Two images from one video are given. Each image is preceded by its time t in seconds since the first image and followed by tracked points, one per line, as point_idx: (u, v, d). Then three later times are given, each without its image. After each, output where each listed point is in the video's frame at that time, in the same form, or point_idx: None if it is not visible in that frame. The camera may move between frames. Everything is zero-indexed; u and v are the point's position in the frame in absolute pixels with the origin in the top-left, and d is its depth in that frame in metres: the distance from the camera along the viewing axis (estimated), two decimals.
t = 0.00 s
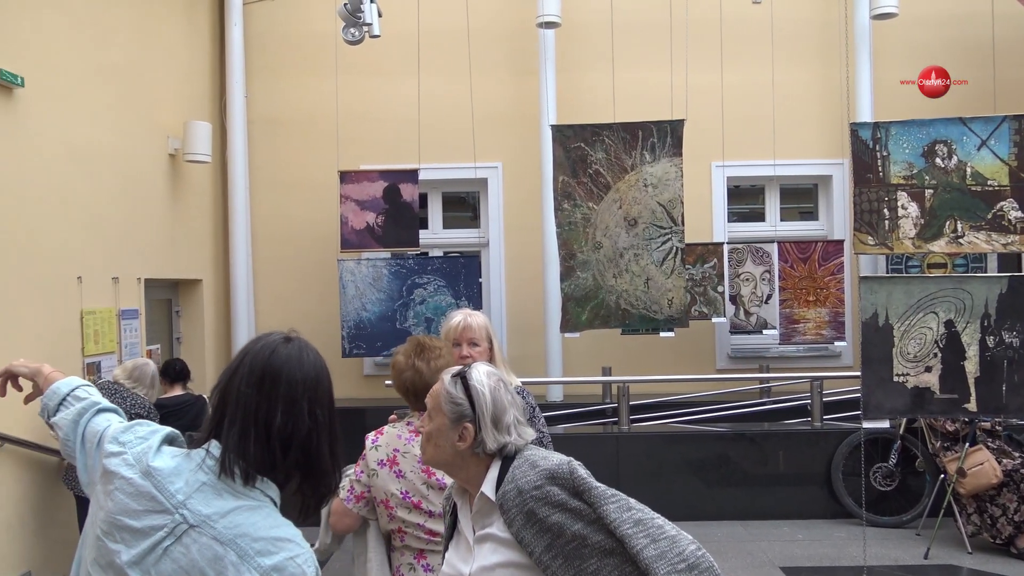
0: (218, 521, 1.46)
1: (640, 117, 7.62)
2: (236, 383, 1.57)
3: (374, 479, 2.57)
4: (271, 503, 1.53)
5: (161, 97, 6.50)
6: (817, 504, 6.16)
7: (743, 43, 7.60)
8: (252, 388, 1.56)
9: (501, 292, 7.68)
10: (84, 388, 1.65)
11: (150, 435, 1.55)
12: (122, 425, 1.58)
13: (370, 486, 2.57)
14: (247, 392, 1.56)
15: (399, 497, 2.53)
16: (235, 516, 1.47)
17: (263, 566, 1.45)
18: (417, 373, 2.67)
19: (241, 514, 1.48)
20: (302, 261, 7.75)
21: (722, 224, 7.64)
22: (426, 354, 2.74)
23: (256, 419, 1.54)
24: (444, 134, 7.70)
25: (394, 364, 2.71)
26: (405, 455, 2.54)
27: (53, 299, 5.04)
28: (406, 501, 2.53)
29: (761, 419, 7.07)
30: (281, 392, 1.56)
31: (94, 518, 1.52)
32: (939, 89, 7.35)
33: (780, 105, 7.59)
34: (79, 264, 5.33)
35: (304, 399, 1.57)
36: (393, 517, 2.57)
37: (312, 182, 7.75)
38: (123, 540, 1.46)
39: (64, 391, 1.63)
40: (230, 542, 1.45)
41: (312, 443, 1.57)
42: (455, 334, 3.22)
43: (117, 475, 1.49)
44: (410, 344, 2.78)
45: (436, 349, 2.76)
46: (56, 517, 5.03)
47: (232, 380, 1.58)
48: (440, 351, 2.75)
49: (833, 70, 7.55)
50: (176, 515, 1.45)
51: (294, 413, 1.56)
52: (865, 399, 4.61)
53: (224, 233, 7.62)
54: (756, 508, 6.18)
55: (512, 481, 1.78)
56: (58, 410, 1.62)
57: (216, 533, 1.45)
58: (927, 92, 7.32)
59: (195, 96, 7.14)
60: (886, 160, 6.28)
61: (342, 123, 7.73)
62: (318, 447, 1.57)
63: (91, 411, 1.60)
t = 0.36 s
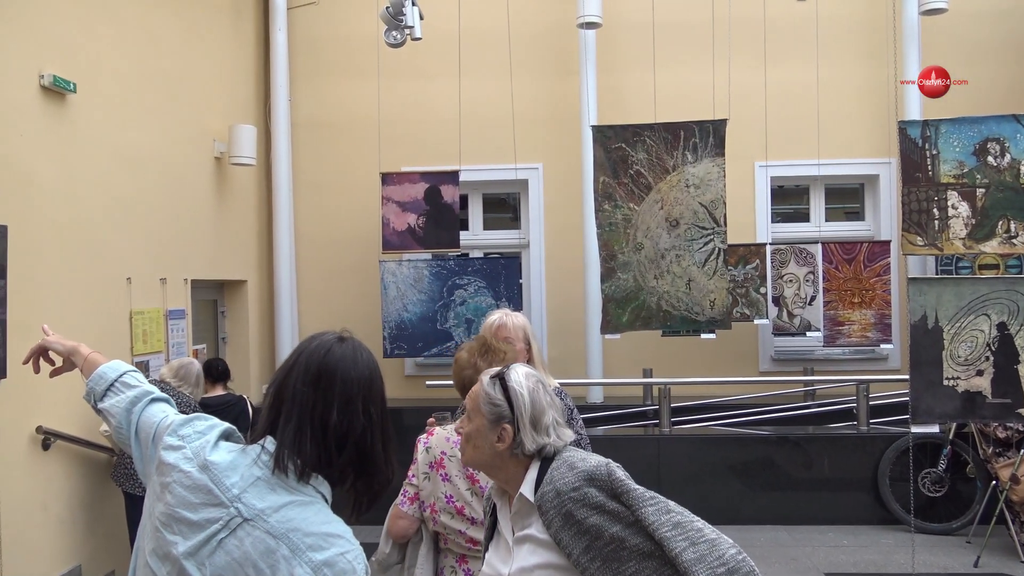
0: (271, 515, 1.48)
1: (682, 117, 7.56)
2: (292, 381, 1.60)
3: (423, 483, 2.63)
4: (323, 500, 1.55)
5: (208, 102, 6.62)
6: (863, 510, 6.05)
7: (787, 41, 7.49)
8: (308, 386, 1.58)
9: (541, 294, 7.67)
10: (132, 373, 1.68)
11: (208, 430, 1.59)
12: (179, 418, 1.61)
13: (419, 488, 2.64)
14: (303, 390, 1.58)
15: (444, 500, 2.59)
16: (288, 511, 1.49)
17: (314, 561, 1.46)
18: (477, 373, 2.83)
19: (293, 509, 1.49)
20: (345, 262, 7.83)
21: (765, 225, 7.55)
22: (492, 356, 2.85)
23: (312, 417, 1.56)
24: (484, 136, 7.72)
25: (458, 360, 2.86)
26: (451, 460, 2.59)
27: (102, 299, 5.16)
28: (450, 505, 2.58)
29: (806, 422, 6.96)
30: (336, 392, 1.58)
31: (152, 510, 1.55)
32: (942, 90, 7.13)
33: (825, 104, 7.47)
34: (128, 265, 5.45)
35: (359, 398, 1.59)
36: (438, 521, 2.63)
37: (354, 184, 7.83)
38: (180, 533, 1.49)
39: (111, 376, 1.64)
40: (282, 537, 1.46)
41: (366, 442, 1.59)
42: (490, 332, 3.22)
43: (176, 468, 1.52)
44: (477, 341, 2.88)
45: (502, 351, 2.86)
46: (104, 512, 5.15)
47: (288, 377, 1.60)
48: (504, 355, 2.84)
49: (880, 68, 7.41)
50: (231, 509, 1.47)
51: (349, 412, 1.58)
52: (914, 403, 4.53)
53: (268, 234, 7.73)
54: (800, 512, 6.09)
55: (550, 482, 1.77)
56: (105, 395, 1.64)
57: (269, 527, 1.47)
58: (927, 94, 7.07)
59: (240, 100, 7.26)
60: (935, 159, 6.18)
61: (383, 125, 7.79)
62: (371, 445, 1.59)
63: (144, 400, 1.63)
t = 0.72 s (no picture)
0: (319, 517, 1.49)
1: (727, 116, 7.48)
2: (338, 383, 1.61)
3: (470, 487, 2.66)
4: (369, 502, 1.56)
5: (255, 106, 6.73)
6: (914, 517, 5.91)
7: (835, 38, 7.37)
8: (354, 388, 1.59)
9: (584, 296, 7.65)
10: (182, 369, 1.72)
11: (256, 429, 1.61)
12: (228, 416, 1.64)
13: (466, 493, 2.68)
14: (349, 392, 1.59)
15: (488, 507, 2.60)
16: (335, 513, 1.50)
17: (361, 563, 1.48)
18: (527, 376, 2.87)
19: (340, 511, 1.51)
20: (389, 263, 7.89)
21: (812, 226, 7.43)
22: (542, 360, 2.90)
23: (358, 419, 1.57)
24: (527, 137, 7.72)
25: (508, 363, 2.89)
26: (494, 466, 2.59)
27: (153, 300, 5.28)
28: (493, 512, 2.59)
29: (854, 427, 6.83)
30: (382, 393, 1.59)
31: (202, 508, 1.58)
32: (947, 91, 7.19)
33: (874, 102, 7.33)
34: (178, 267, 5.56)
35: (405, 401, 1.59)
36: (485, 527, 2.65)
37: (398, 186, 7.89)
38: (229, 532, 1.51)
39: (162, 371, 1.69)
40: (330, 539, 1.48)
41: (412, 444, 1.59)
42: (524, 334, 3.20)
43: (225, 468, 1.54)
44: (528, 345, 2.93)
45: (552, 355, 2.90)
46: (155, 509, 5.26)
47: (335, 379, 1.62)
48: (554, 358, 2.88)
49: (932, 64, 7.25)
50: (279, 509, 1.49)
51: (395, 414, 1.58)
52: (967, 408, 4.41)
53: (314, 236, 7.83)
54: (848, 518, 5.98)
55: (594, 484, 1.76)
56: (156, 389, 1.69)
57: (317, 528, 1.48)
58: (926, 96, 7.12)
59: (287, 104, 7.38)
60: (990, 158, 5.95)
61: (427, 128, 7.84)
62: (417, 447, 1.59)
63: (193, 396, 1.67)
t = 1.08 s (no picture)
0: (356, 519, 1.50)
1: (769, 116, 7.39)
2: (377, 385, 1.61)
3: (505, 486, 2.67)
4: (407, 504, 1.56)
5: (296, 109, 6.81)
6: (961, 523, 5.78)
7: (880, 35, 7.24)
8: (391, 390, 1.60)
9: (623, 297, 7.61)
10: (224, 367, 1.74)
11: (296, 429, 1.63)
12: (268, 416, 1.66)
13: (501, 491, 2.68)
14: (387, 394, 1.60)
15: (521, 506, 2.60)
16: (373, 515, 1.51)
17: (398, 565, 1.48)
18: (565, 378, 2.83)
19: (377, 513, 1.51)
20: (427, 264, 7.93)
21: (856, 226, 7.31)
22: (579, 360, 2.85)
23: (395, 421, 1.57)
24: (566, 138, 7.70)
25: (544, 366, 2.86)
26: (529, 465, 2.59)
27: (197, 301, 5.36)
28: (525, 512, 2.59)
29: (899, 431, 6.70)
30: (420, 396, 1.59)
31: (242, 506, 1.60)
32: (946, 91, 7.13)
33: (920, 100, 7.18)
34: (221, 268, 5.65)
35: (442, 403, 1.59)
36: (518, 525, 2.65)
37: (437, 188, 7.93)
38: (269, 531, 1.53)
39: (204, 369, 1.71)
40: (367, 540, 1.48)
41: (449, 447, 1.59)
42: (556, 336, 3.18)
43: (265, 467, 1.56)
44: (564, 346, 2.89)
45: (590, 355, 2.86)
46: (198, 506, 5.34)
47: (373, 380, 1.62)
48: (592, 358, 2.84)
49: (981, 60, 7.08)
50: (318, 510, 1.51)
51: (432, 416, 1.58)
52: (1016, 413, 4.30)
53: (353, 238, 7.90)
54: (893, 524, 5.86)
55: (634, 487, 1.75)
56: (199, 388, 1.71)
57: (354, 530, 1.49)
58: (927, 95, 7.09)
59: (328, 107, 7.45)
60: None
61: (466, 129, 7.87)
62: (454, 450, 1.59)
63: (235, 395, 1.69)
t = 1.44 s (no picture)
0: (384, 515, 1.50)
1: (804, 115, 7.30)
2: (411, 385, 1.62)
3: (535, 484, 2.68)
4: (436, 504, 1.56)
5: (330, 111, 6.87)
6: (1002, 530, 5.66)
7: (918, 32, 7.12)
8: (424, 392, 1.60)
9: (655, 298, 7.56)
10: (278, 369, 1.78)
11: (334, 426, 1.65)
12: (312, 413, 1.68)
13: (533, 488, 2.69)
14: (420, 395, 1.60)
15: (547, 504, 2.61)
16: (400, 513, 1.51)
17: (423, 564, 1.48)
18: (588, 375, 2.83)
19: (405, 511, 1.51)
20: (459, 265, 7.95)
21: (893, 227, 7.20)
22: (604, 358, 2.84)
23: (427, 422, 1.57)
24: (598, 139, 7.68)
25: (570, 364, 2.87)
26: (553, 464, 2.58)
27: (233, 301, 5.44)
28: (551, 509, 2.59)
29: (938, 435, 6.58)
30: (452, 398, 1.58)
31: (279, 499, 1.63)
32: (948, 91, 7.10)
33: (960, 98, 7.05)
34: (256, 269, 5.72)
35: (474, 406, 1.58)
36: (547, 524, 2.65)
37: (469, 189, 7.95)
38: (301, 523, 1.55)
39: (259, 370, 1.76)
40: (393, 538, 1.49)
41: (480, 449, 1.58)
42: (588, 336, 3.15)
43: (302, 461, 1.58)
44: (590, 347, 2.91)
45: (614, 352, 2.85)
46: (233, 504, 5.41)
47: (408, 381, 1.63)
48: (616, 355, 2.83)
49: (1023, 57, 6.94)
50: (348, 505, 1.52)
51: (464, 419, 1.58)
52: None
53: (386, 239, 7.95)
54: (930, 530, 5.76)
55: (669, 489, 1.74)
56: (252, 387, 1.76)
57: (381, 526, 1.50)
58: (927, 95, 7.08)
59: (361, 109, 7.51)
60: None
61: (498, 130, 7.88)
62: (485, 454, 1.58)
63: (283, 395, 1.72)
